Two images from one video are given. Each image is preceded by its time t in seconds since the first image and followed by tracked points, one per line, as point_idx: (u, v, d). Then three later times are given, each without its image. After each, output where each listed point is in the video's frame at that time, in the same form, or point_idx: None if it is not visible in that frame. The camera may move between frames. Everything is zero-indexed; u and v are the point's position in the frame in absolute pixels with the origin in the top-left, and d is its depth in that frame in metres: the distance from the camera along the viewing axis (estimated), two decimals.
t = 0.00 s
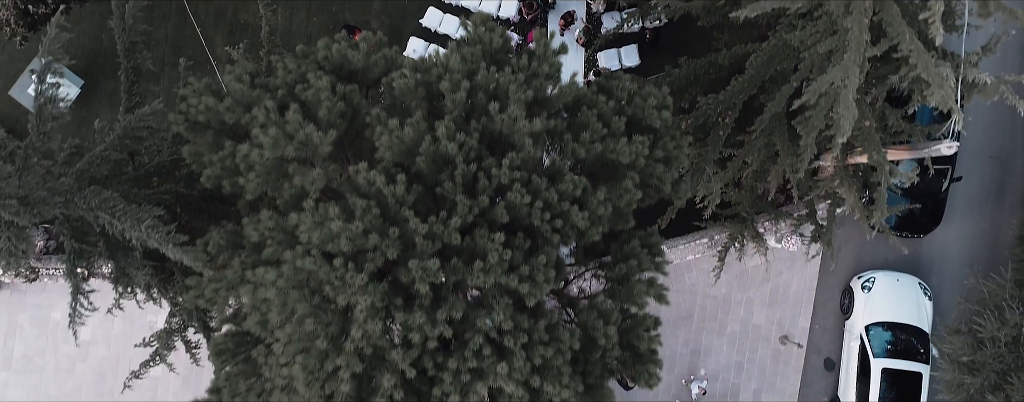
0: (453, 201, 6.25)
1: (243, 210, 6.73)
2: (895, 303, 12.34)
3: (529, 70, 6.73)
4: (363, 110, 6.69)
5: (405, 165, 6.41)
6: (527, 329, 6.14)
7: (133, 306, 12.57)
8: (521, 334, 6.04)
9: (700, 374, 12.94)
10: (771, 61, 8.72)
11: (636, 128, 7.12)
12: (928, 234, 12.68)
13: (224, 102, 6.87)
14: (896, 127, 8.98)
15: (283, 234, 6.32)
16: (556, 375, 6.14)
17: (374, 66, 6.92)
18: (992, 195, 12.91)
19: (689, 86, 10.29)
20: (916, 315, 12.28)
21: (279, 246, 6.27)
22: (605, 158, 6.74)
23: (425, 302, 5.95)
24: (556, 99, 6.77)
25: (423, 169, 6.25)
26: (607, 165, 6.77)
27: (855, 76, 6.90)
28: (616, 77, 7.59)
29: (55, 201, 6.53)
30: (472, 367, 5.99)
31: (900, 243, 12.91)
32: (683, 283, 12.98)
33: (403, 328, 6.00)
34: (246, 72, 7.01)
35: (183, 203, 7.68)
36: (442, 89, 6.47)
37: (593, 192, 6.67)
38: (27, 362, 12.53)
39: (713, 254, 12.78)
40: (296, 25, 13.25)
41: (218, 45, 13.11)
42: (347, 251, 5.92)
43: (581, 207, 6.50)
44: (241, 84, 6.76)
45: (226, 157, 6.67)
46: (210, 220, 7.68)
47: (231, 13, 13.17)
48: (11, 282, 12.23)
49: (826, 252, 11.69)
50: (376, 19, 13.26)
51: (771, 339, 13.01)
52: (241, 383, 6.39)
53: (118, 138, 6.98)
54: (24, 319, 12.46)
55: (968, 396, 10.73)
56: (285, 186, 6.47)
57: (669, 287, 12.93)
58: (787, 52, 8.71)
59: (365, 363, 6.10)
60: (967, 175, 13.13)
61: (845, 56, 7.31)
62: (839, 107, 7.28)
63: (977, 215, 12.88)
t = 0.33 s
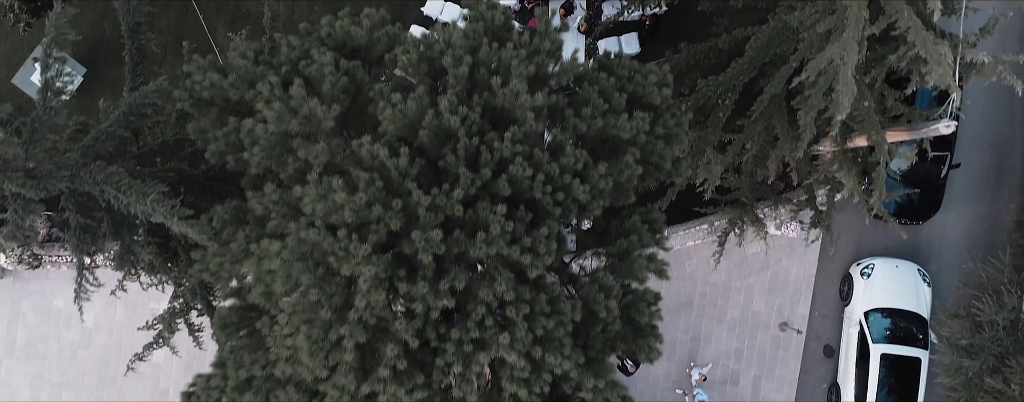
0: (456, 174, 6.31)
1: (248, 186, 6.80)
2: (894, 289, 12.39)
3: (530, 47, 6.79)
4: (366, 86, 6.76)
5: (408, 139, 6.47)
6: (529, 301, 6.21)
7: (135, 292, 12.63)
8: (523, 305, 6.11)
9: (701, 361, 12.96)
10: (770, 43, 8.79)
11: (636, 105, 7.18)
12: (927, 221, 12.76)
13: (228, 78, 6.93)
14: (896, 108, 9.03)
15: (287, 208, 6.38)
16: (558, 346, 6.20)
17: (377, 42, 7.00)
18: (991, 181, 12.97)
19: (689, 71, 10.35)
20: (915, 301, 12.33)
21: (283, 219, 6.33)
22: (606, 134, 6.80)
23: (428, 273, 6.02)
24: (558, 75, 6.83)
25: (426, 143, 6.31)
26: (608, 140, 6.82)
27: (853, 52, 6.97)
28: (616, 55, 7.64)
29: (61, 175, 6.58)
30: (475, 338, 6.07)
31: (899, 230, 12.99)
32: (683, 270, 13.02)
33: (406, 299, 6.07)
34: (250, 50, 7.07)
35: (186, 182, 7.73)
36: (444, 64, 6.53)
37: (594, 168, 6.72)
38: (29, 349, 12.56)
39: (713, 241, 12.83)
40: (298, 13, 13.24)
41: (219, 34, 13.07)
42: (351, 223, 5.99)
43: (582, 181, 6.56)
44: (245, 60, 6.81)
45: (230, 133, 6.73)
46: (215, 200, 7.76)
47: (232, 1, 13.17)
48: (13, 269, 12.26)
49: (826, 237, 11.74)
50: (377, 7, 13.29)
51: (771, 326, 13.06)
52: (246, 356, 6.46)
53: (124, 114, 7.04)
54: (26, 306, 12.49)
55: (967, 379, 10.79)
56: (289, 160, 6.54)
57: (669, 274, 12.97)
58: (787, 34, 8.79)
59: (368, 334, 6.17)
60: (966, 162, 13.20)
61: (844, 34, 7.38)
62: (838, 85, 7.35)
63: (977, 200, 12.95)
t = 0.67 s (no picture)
0: (458, 148, 6.37)
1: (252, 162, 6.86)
2: (893, 275, 12.45)
3: (532, 24, 6.85)
4: (369, 64, 6.83)
5: (411, 114, 6.53)
6: (530, 273, 6.29)
7: (138, 280, 12.68)
8: (525, 277, 6.19)
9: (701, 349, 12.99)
10: (770, 25, 8.87)
11: (636, 83, 7.24)
12: (925, 208, 12.81)
13: (233, 55, 6.97)
14: (895, 90, 9.07)
15: (291, 182, 6.45)
16: (559, 319, 6.26)
17: (380, 20, 7.07)
18: (990, 169, 13.03)
19: (690, 55, 10.40)
20: (914, 287, 12.38)
21: (287, 193, 6.39)
22: (607, 110, 6.86)
23: (431, 245, 6.08)
24: (559, 52, 6.90)
25: (429, 117, 6.37)
26: (608, 117, 6.89)
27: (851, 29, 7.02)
28: (618, 35, 7.69)
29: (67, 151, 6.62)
30: (477, 309, 6.14)
31: (898, 217, 13.05)
32: (683, 257, 13.05)
33: (409, 271, 6.14)
34: (254, 28, 7.11)
35: (190, 163, 7.81)
36: (447, 41, 6.58)
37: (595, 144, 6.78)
38: (32, 337, 12.60)
39: (713, 228, 12.87)
40: None
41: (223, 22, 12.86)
42: (355, 195, 6.05)
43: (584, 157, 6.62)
44: (249, 37, 6.86)
45: (234, 109, 6.78)
46: (217, 179, 7.80)
47: None
48: (16, 256, 12.31)
49: (825, 222, 11.79)
50: None
51: (770, 313, 13.10)
52: (250, 330, 6.53)
53: (129, 91, 7.10)
54: (29, 293, 12.54)
55: (965, 363, 10.84)
56: (292, 136, 6.60)
57: (669, 262, 13.01)
58: (786, 17, 8.82)
59: (372, 306, 6.24)
60: (965, 150, 13.27)
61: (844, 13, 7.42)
62: (837, 64, 7.40)
63: (977, 181, 13.01)
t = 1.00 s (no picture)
0: (460, 123, 6.43)
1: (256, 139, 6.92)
2: (892, 262, 12.48)
3: (534, 2, 6.91)
4: (373, 41, 6.88)
5: (414, 90, 6.59)
6: (532, 246, 6.36)
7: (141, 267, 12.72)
8: (527, 249, 6.26)
9: (700, 336, 13.04)
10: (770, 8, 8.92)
11: (637, 62, 7.30)
12: (923, 196, 12.83)
13: (237, 33, 7.02)
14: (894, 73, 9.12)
15: (295, 157, 6.51)
16: (561, 292, 6.33)
17: None
18: (988, 156, 13.09)
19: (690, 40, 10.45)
20: (913, 274, 12.41)
21: (291, 168, 6.45)
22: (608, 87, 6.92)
23: (434, 218, 6.15)
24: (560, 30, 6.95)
25: (432, 92, 6.43)
26: (610, 94, 6.95)
27: (851, 8, 7.08)
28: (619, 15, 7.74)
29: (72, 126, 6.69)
30: (480, 281, 6.22)
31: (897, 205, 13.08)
32: (683, 244, 13.09)
33: (412, 243, 6.21)
34: (257, 6, 7.16)
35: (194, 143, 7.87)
36: (450, 17, 6.64)
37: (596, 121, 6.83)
38: (35, 324, 12.63)
39: (712, 216, 12.94)
40: None
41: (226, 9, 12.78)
42: (358, 168, 6.11)
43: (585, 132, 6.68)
44: (254, 15, 6.91)
45: (238, 87, 6.83)
46: (218, 159, 7.80)
47: None
48: (19, 243, 12.35)
49: (824, 207, 11.83)
50: None
51: (770, 301, 13.13)
52: (254, 304, 6.58)
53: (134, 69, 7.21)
54: (32, 281, 12.58)
55: (964, 347, 10.90)
56: (296, 112, 6.66)
57: (669, 249, 13.06)
58: None
59: (375, 279, 6.30)
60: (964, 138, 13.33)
61: None
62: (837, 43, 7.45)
63: (975, 168, 13.08)
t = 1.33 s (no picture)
0: (463, 98, 6.48)
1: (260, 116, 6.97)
2: (891, 249, 12.48)
3: None
4: (376, 19, 6.94)
5: (416, 66, 6.64)
6: (534, 220, 6.42)
7: (143, 254, 12.72)
8: (529, 222, 6.33)
9: (700, 323, 13.06)
10: None
11: (638, 41, 7.36)
12: (922, 183, 12.94)
13: (241, 12, 7.06)
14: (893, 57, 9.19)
15: (298, 133, 6.57)
16: (563, 265, 6.39)
17: None
18: (986, 144, 13.16)
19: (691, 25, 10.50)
20: (912, 261, 12.43)
21: (295, 143, 6.51)
22: (609, 65, 6.97)
23: (436, 191, 6.21)
24: (562, 8, 7.02)
25: (435, 68, 6.49)
26: (611, 71, 7.01)
27: None
28: None
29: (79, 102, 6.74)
30: (482, 254, 6.28)
31: (897, 191, 13.11)
32: (683, 232, 13.05)
33: (415, 217, 6.27)
34: None
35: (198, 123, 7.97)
36: None
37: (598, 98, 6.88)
38: (38, 312, 12.61)
39: (711, 204, 12.94)
40: None
41: None
42: (362, 142, 6.17)
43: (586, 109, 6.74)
44: None
45: (242, 64, 6.88)
46: (223, 136, 7.97)
47: None
48: (22, 231, 12.35)
49: (824, 194, 11.84)
50: None
51: (770, 288, 13.14)
52: (258, 279, 6.63)
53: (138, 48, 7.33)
54: (35, 268, 12.55)
55: (962, 331, 10.97)
56: (300, 89, 6.72)
57: (669, 237, 13.05)
58: None
59: (379, 252, 6.36)
60: (963, 125, 13.38)
61: None
62: (836, 23, 7.50)
63: (974, 154, 13.14)
